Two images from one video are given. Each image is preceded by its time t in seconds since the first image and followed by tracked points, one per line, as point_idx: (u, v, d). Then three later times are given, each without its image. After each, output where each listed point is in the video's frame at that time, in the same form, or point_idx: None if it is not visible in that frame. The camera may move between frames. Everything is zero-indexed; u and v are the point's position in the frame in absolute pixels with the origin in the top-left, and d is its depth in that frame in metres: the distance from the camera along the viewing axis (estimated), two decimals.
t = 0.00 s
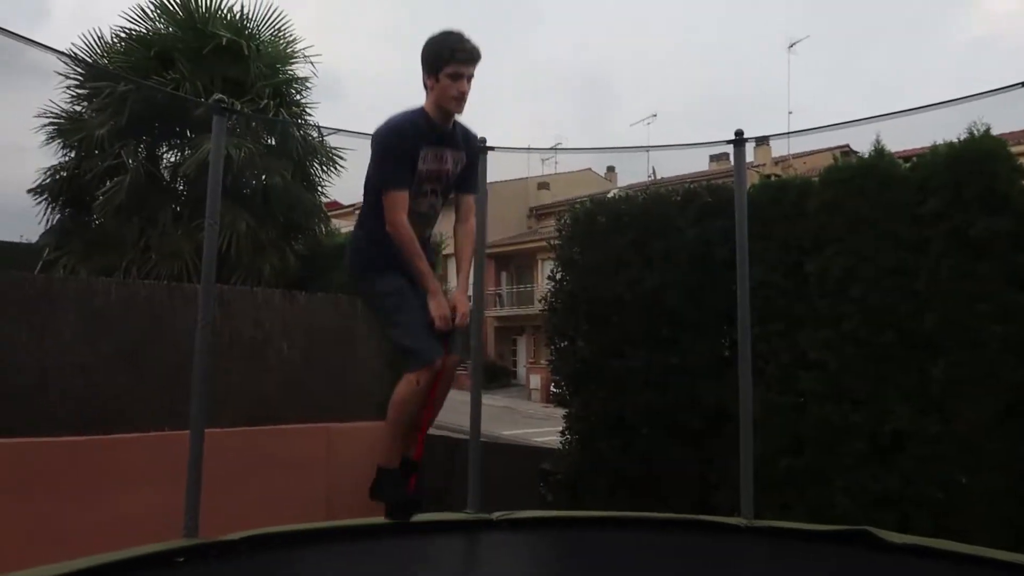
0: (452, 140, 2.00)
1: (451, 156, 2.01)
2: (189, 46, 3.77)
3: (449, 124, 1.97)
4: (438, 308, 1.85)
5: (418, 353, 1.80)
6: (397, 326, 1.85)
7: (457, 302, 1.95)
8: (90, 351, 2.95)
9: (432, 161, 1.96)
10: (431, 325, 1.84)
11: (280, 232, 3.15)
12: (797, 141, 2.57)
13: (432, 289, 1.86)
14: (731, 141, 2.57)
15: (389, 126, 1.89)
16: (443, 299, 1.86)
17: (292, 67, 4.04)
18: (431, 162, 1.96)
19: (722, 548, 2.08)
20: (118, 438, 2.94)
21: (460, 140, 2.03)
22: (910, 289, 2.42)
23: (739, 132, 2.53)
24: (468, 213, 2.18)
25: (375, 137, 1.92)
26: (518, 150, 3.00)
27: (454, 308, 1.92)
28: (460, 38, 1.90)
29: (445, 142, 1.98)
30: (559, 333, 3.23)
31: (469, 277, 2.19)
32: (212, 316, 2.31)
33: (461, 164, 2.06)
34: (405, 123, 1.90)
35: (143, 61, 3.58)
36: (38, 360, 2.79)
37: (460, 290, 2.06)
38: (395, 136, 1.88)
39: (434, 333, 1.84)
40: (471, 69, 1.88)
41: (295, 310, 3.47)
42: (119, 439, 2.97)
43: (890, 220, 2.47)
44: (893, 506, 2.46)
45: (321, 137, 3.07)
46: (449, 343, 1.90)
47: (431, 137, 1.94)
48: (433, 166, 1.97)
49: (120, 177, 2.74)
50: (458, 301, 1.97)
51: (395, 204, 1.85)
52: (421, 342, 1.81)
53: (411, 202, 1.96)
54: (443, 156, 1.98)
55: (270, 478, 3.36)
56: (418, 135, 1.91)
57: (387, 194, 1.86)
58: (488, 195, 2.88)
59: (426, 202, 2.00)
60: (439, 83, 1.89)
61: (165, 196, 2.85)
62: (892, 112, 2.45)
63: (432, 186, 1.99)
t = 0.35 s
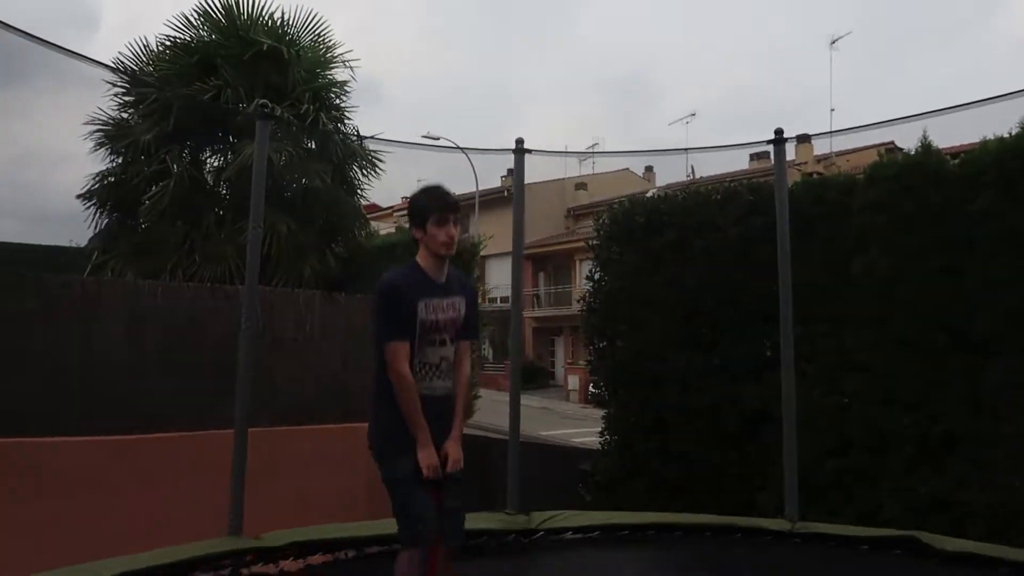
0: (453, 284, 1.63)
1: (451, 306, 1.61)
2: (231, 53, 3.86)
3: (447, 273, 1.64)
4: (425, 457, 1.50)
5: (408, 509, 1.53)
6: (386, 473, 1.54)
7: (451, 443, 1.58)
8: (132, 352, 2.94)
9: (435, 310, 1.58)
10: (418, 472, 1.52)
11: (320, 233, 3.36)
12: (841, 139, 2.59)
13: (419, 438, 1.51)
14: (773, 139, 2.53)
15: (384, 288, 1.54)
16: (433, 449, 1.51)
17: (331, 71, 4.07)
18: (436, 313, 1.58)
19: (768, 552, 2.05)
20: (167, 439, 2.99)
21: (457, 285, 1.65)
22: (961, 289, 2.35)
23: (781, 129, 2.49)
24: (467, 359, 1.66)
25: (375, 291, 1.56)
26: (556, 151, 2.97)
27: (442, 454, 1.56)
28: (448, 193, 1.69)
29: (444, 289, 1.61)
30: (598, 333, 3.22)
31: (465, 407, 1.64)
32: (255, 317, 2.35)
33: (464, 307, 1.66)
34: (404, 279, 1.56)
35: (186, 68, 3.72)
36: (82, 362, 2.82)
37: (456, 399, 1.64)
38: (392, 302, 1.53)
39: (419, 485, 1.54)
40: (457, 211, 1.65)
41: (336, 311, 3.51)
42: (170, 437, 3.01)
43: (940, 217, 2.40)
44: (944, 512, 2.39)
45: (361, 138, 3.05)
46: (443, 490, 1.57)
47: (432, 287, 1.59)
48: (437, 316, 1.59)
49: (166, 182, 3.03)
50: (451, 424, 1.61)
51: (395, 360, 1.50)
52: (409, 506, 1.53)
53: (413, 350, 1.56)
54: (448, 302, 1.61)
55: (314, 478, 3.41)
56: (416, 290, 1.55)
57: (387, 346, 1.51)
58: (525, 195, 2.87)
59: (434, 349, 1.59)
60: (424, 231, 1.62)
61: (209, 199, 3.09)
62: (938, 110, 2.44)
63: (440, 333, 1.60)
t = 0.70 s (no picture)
0: (466, 70, 2.09)
1: (460, 88, 2.09)
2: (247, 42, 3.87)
3: (461, 55, 2.07)
4: (447, 223, 1.91)
5: (424, 277, 1.97)
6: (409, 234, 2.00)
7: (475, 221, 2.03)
8: (156, 341, 3.00)
9: (443, 90, 2.05)
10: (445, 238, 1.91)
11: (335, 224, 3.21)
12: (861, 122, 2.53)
13: (441, 207, 1.93)
14: (792, 123, 2.50)
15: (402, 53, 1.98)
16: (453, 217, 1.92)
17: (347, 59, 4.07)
18: (444, 93, 2.05)
19: (783, 538, 2.04)
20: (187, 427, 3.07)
21: (464, 72, 2.09)
22: (983, 275, 2.32)
23: (800, 114, 2.47)
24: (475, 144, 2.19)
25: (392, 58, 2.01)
26: (572, 137, 2.96)
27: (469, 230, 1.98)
28: None
29: (455, 73, 2.07)
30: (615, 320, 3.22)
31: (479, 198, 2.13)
32: (272, 305, 2.36)
33: (473, 96, 2.14)
34: (418, 52, 2.00)
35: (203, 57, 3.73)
36: (107, 352, 2.87)
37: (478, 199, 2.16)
38: (407, 64, 1.98)
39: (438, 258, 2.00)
40: None
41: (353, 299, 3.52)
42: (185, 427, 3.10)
43: (962, 202, 2.36)
44: (964, 499, 2.38)
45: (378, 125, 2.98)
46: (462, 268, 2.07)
47: (445, 67, 2.04)
48: (446, 96, 2.06)
49: (182, 172, 2.69)
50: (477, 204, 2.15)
51: (402, 126, 1.94)
52: (426, 272, 1.97)
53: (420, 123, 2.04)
54: (457, 87, 2.08)
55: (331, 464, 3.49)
56: (429, 63, 2.01)
57: (395, 117, 1.95)
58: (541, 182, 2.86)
59: (436, 129, 2.09)
60: (450, 11, 1.97)
61: (227, 189, 2.82)
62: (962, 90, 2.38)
63: (447, 113, 2.09)
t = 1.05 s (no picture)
0: (467, 170, 2.05)
1: (454, 190, 2.04)
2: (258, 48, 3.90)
3: (464, 161, 2.03)
4: (433, 320, 1.88)
5: (417, 354, 1.87)
6: (401, 335, 1.92)
7: (461, 314, 1.96)
8: (167, 346, 3.01)
9: (438, 194, 2.02)
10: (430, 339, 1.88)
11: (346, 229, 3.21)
12: (873, 124, 2.48)
13: (425, 304, 1.91)
14: (802, 127, 2.49)
15: (386, 165, 1.96)
16: (439, 312, 1.90)
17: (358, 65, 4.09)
18: (437, 195, 2.02)
19: (795, 545, 2.03)
20: (197, 431, 3.08)
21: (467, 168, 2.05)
22: (997, 279, 2.30)
23: (811, 118, 2.46)
24: (479, 238, 2.15)
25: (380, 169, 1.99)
26: (581, 143, 2.96)
27: (455, 324, 1.94)
28: (487, 89, 1.92)
29: (451, 176, 2.03)
30: (625, 325, 3.21)
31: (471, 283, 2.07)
32: (281, 311, 2.37)
33: (470, 195, 2.09)
34: (403, 157, 1.96)
35: (215, 64, 3.71)
36: (117, 356, 2.89)
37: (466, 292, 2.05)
38: (391, 180, 1.95)
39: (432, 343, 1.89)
40: (486, 121, 1.91)
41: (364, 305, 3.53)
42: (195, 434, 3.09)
43: (975, 205, 2.34)
44: (978, 505, 2.35)
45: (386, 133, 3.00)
46: (456, 355, 1.94)
47: (446, 172, 2.01)
48: (440, 199, 2.02)
49: (195, 180, 2.74)
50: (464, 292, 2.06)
51: (380, 236, 1.95)
52: (423, 351, 1.87)
53: (405, 229, 2.01)
54: (451, 189, 2.04)
55: (342, 469, 3.49)
56: (417, 168, 1.97)
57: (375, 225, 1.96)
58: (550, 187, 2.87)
59: (426, 234, 2.03)
60: (453, 129, 1.94)
61: (238, 196, 2.85)
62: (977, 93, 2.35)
63: (441, 213, 2.05)
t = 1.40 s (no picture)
0: (449, 237, 1.76)
1: (445, 255, 1.75)
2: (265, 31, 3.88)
3: (446, 224, 1.77)
4: (418, 408, 1.63)
5: (408, 456, 1.66)
6: (382, 414, 1.69)
7: (448, 395, 1.71)
8: (178, 329, 3.01)
9: (427, 261, 1.72)
10: (412, 424, 1.66)
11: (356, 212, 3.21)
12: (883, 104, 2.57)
13: (412, 391, 1.64)
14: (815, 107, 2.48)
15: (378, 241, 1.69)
16: (425, 397, 1.64)
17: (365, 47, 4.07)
18: (428, 263, 1.72)
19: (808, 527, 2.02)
20: (209, 414, 3.09)
21: (455, 236, 1.78)
22: (1012, 258, 2.28)
23: (823, 97, 2.44)
24: (466, 307, 1.79)
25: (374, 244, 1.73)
26: (590, 125, 2.94)
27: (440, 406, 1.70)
28: (463, 148, 1.75)
29: (437, 244, 1.75)
30: (635, 307, 3.20)
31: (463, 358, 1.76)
32: (293, 293, 2.37)
33: (462, 262, 1.79)
34: (396, 230, 1.70)
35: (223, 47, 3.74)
36: (129, 340, 2.89)
37: (456, 341, 1.77)
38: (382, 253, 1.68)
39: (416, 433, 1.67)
40: (468, 174, 1.74)
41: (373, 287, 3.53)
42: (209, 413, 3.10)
43: (991, 184, 2.32)
44: (992, 486, 2.35)
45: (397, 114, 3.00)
46: (441, 443, 1.71)
47: (425, 238, 1.73)
48: (429, 267, 1.73)
49: (202, 163, 2.88)
50: (451, 365, 1.75)
51: (389, 305, 1.65)
52: (410, 447, 1.66)
53: (405, 305, 1.71)
54: (442, 252, 1.75)
55: (353, 451, 3.51)
56: (406, 240, 1.70)
57: (384, 293, 1.66)
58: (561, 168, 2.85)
59: (426, 301, 1.73)
60: (432, 185, 1.72)
61: (247, 178, 2.96)
62: (990, 73, 2.39)
63: (431, 285, 1.73)
